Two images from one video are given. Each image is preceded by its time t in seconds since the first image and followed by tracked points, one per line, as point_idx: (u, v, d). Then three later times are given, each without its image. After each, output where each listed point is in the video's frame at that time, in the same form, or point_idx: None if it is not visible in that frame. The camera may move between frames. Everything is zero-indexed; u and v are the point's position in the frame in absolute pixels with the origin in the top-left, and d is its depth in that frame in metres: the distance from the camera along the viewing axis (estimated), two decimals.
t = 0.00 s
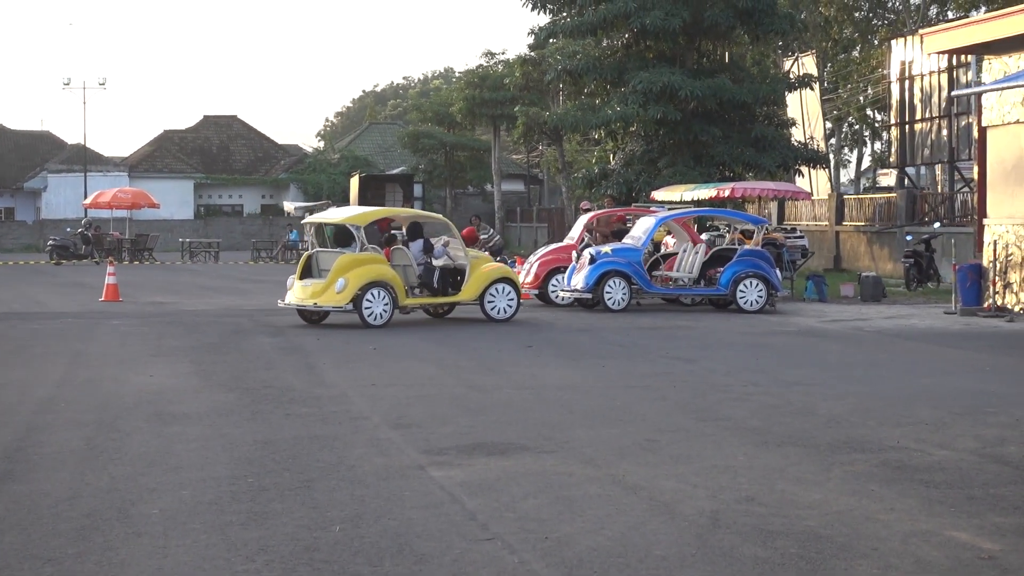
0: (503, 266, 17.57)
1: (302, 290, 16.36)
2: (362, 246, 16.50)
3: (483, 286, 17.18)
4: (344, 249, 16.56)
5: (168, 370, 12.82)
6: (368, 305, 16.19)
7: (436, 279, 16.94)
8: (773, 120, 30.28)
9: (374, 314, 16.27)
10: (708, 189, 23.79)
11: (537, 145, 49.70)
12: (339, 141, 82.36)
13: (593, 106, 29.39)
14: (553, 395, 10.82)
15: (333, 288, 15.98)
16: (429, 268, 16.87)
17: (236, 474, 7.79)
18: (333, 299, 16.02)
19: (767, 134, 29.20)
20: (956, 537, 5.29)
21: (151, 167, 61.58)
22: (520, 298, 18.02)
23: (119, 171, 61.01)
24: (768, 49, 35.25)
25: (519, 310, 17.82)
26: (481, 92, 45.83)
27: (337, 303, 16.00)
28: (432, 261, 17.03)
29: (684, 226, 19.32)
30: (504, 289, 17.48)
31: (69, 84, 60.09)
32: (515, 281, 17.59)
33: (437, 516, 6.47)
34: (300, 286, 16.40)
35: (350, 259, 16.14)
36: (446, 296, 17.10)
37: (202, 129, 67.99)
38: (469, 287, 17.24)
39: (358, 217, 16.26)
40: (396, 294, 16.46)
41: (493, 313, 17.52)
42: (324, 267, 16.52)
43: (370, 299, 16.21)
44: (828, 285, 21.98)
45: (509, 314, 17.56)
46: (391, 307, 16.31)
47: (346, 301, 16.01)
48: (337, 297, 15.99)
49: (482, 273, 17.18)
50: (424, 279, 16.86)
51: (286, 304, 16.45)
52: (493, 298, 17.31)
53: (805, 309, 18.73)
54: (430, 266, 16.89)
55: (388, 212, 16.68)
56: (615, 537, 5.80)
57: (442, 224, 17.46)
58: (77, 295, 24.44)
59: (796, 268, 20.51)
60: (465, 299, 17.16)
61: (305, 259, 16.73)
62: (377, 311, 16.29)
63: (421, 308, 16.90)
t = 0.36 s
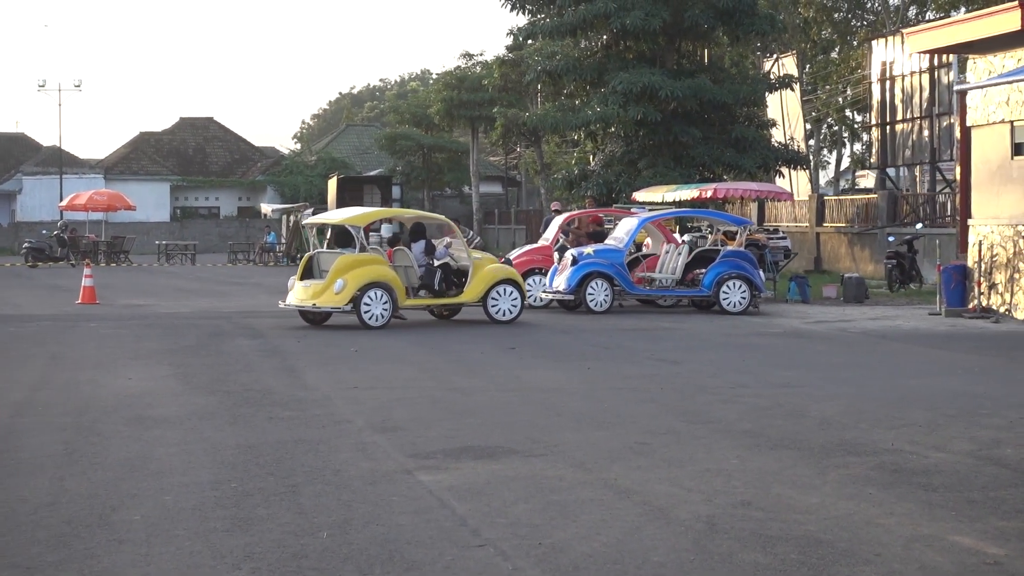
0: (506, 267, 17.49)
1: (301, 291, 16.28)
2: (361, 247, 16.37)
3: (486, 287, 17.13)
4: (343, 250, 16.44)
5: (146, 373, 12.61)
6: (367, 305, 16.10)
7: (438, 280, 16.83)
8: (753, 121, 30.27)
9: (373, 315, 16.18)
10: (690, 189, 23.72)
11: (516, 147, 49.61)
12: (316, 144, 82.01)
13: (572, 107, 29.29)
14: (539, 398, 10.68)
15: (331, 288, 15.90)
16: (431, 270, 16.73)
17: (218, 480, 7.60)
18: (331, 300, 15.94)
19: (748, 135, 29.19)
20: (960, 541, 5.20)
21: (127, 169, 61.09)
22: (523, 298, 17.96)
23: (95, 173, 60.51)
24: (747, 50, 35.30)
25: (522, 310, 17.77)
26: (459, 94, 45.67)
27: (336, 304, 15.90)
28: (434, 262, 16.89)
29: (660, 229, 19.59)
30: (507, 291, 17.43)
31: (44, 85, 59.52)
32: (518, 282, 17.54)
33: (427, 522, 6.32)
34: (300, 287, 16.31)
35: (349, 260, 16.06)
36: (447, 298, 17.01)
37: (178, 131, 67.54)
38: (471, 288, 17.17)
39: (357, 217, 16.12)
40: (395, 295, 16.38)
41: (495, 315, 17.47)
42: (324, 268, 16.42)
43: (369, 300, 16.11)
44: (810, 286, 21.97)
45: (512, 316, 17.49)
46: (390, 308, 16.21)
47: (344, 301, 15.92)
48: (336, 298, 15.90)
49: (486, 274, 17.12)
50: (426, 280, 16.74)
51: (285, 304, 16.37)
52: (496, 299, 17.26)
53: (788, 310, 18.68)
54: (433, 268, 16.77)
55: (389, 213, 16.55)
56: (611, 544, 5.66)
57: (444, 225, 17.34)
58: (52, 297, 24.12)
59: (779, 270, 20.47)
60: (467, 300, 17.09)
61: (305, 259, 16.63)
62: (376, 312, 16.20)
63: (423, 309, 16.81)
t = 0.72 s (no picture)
0: (506, 269, 17.34)
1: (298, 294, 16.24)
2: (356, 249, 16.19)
3: (485, 289, 16.98)
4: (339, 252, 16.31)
5: (119, 378, 12.37)
6: (362, 307, 15.98)
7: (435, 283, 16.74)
8: (730, 122, 30.21)
9: (368, 317, 16.06)
10: (669, 191, 23.65)
11: (493, 149, 49.43)
12: (291, 146, 81.53)
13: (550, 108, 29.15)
14: (520, 402, 10.52)
15: (325, 291, 15.83)
16: (428, 272, 16.65)
17: (191, 488, 7.40)
18: (326, 302, 15.86)
19: (725, 136, 29.14)
20: (955, 550, 5.08)
21: (101, 172, 60.48)
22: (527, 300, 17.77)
23: (68, 176, 59.89)
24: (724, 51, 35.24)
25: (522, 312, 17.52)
26: (436, 95, 45.45)
27: (330, 306, 15.83)
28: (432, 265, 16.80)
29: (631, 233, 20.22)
30: (507, 293, 17.26)
31: (16, 87, 58.81)
32: (518, 285, 17.37)
33: (407, 532, 6.14)
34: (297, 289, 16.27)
35: (344, 262, 15.95)
36: (446, 300, 16.90)
37: (153, 133, 66.97)
38: (471, 291, 17.03)
39: (350, 219, 15.91)
40: (391, 297, 16.24)
41: (495, 317, 17.30)
42: (321, 270, 16.35)
43: (364, 302, 15.99)
44: (790, 287, 21.93)
45: (512, 318, 17.31)
46: (385, 310, 16.06)
47: (339, 304, 15.83)
48: (330, 300, 15.83)
49: (484, 277, 16.98)
50: (423, 283, 16.63)
51: (282, 307, 16.32)
52: (496, 301, 17.10)
53: (769, 312, 18.62)
54: (429, 270, 16.68)
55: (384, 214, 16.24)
56: (597, 553, 5.51)
57: (443, 227, 17.22)
58: (24, 301, 23.75)
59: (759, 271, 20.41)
60: (466, 303, 16.95)
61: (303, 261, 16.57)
62: (372, 314, 16.07)
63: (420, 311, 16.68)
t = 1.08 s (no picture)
0: (507, 272, 17.19)
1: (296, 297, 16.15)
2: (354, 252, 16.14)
3: (486, 292, 16.82)
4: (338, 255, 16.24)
5: (94, 384, 12.15)
6: (358, 311, 15.88)
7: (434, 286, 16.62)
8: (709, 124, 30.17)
9: (365, 321, 15.95)
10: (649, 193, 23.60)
11: (471, 151, 49.27)
12: (267, 148, 81.07)
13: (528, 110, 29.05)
14: (502, 408, 10.38)
15: (322, 294, 15.73)
16: (427, 276, 16.54)
17: (167, 499, 7.22)
18: (322, 306, 15.76)
19: (704, 137, 29.11)
20: (950, 562, 4.98)
21: (77, 174, 59.89)
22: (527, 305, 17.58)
23: (43, 179, 59.28)
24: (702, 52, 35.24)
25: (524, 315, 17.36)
26: (413, 97, 45.25)
27: (326, 309, 15.72)
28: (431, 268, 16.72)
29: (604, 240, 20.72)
30: (508, 296, 17.10)
31: None
32: (520, 287, 17.20)
33: (388, 544, 5.99)
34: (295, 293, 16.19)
35: (341, 266, 15.87)
36: (445, 303, 16.77)
37: (129, 136, 66.45)
38: (471, 294, 16.89)
39: (348, 222, 15.88)
40: (389, 301, 16.13)
41: (496, 321, 17.14)
42: (319, 273, 16.27)
43: (360, 305, 15.89)
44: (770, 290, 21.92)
45: (513, 321, 17.14)
46: (381, 314, 15.96)
47: (335, 307, 15.73)
48: (326, 304, 15.72)
49: (485, 280, 16.84)
50: (421, 286, 16.53)
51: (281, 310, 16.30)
52: (496, 304, 16.94)
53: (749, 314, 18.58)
54: (429, 273, 16.57)
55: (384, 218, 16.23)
56: (584, 566, 5.37)
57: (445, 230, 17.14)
58: None
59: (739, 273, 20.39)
60: (466, 306, 16.80)
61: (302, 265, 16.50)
62: (368, 317, 15.96)
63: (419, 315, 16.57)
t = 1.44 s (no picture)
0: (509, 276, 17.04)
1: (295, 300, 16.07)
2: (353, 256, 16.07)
3: (487, 295, 16.69)
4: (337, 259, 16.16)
5: (71, 391, 11.96)
6: (356, 314, 15.79)
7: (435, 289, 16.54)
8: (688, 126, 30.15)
9: (363, 324, 15.86)
10: (630, 196, 23.55)
11: (449, 153, 49.13)
12: (243, 150, 80.60)
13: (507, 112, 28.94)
14: (486, 415, 10.26)
15: (319, 298, 15.64)
16: (427, 279, 16.48)
17: (148, 511, 7.06)
18: (320, 309, 15.68)
19: (683, 140, 29.07)
20: None
21: (52, 176, 59.31)
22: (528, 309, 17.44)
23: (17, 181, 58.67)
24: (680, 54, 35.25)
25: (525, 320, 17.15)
26: (390, 99, 45.06)
27: (323, 313, 15.64)
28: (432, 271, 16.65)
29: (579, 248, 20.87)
30: (510, 300, 16.94)
31: None
32: (522, 291, 17.02)
33: (377, 558, 5.87)
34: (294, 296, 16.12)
35: (339, 269, 15.78)
36: (445, 307, 16.66)
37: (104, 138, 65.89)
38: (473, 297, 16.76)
39: (347, 226, 15.82)
40: (388, 304, 16.04)
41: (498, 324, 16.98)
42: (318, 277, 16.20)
43: (358, 309, 15.80)
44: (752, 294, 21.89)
45: (514, 325, 16.97)
46: (379, 318, 15.86)
47: (333, 311, 15.64)
48: (324, 307, 15.64)
49: (486, 283, 16.71)
50: (421, 289, 16.45)
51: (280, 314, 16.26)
52: (497, 308, 16.79)
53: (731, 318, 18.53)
54: (429, 276, 16.51)
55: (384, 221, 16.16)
56: None
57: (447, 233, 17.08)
58: None
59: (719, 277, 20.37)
60: (467, 310, 16.67)
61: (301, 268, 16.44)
62: (366, 321, 15.87)
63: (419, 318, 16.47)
